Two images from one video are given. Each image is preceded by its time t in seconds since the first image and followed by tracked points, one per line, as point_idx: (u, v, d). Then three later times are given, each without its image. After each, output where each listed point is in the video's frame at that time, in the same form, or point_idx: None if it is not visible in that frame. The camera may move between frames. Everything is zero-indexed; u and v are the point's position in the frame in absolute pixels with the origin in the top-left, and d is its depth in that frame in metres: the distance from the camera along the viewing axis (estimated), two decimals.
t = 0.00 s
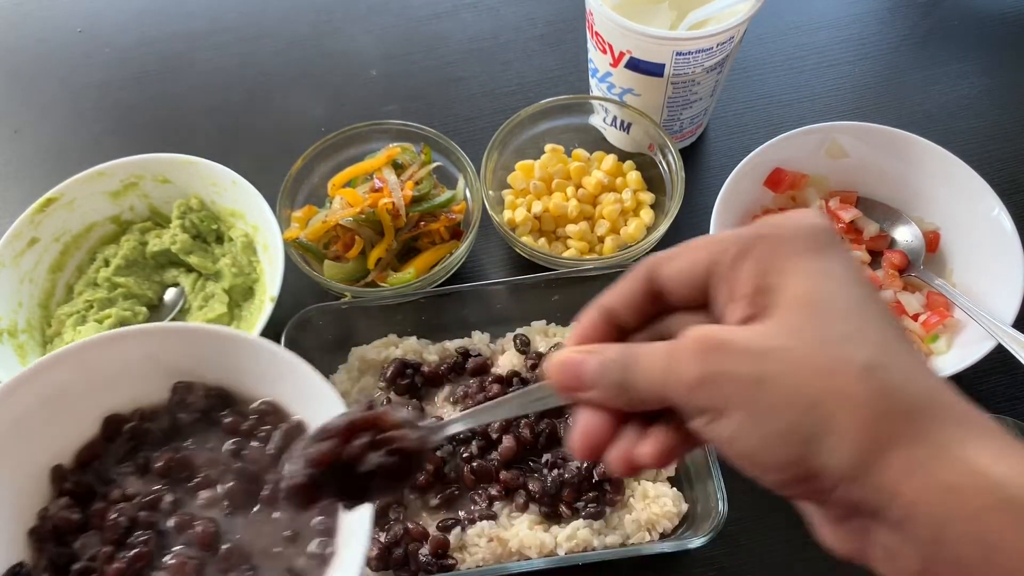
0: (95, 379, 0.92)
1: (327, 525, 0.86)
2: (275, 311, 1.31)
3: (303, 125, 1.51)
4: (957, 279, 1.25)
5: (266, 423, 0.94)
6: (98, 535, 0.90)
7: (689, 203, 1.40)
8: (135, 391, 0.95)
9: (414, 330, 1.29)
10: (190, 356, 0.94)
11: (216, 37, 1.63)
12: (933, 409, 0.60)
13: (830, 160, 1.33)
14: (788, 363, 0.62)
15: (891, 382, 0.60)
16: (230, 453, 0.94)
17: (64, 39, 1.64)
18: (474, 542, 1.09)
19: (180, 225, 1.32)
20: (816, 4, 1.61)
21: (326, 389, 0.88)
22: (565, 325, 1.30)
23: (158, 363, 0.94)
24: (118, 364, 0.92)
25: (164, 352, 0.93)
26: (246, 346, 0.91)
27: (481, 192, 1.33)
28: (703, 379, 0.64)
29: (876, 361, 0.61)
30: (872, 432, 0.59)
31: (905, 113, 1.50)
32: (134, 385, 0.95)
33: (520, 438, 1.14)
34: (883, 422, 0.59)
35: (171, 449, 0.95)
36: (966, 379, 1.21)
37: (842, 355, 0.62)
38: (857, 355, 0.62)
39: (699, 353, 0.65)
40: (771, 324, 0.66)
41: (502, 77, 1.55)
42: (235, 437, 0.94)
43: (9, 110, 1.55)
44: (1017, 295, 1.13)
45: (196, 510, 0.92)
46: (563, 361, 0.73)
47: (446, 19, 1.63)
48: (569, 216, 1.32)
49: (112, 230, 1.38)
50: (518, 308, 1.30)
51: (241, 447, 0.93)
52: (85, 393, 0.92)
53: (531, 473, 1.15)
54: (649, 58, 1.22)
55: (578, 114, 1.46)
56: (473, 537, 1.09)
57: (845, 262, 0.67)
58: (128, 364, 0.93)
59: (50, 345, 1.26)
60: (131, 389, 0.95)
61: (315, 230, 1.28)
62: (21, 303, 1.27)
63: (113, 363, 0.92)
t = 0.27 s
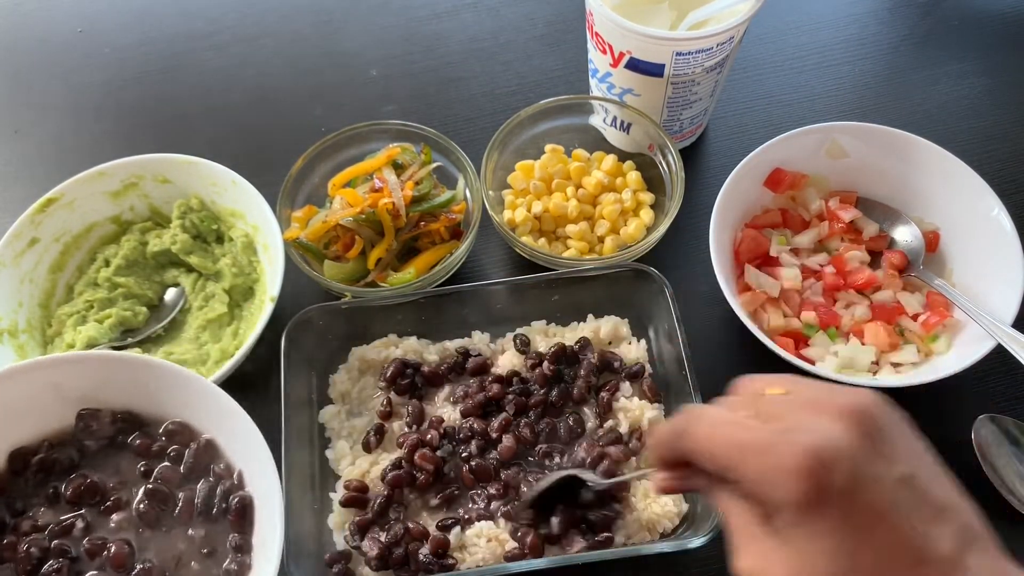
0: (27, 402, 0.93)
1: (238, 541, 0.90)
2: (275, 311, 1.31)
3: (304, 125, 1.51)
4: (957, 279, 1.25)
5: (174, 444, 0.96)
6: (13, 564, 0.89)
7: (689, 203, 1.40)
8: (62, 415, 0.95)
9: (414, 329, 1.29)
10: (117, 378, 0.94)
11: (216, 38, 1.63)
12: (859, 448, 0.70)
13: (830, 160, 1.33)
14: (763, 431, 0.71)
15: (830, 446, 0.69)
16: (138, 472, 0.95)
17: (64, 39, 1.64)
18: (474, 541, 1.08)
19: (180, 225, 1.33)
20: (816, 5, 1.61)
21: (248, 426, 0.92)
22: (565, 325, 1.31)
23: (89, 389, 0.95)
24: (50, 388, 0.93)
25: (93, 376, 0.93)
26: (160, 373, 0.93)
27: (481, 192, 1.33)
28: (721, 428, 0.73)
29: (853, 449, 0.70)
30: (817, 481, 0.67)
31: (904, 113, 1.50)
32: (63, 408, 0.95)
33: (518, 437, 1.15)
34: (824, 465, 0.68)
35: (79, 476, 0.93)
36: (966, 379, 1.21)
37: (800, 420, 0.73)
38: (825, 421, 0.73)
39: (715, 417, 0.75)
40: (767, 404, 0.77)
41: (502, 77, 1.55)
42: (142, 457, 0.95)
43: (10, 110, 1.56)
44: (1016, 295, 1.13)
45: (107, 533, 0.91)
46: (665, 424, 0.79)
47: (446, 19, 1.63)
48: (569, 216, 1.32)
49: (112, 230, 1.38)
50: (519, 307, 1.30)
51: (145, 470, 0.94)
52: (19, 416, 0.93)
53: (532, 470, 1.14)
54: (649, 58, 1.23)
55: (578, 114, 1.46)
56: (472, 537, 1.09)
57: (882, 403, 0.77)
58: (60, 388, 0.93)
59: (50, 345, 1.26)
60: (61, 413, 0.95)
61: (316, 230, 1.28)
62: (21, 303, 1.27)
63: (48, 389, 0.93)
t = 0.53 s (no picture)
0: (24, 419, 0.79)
1: (321, 542, 0.79)
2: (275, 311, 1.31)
3: (304, 125, 1.51)
4: (957, 279, 1.26)
5: (260, 437, 0.84)
6: (94, 542, 0.79)
7: (689, 203, 1.40)
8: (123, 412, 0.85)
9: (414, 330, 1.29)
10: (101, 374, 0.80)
11: (216, 38, 1.63)
12: (870, 299, 0.66)
13: (830, 160, 1.33)
14: (798, 366, 0.66)
15: (858, 321, 0.66)
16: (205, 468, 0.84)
17: (64, 39, 1.64)
18: (474, 541, 1.08)
19: (180, 225, 1.33)
20: (815, 4, 1.61)
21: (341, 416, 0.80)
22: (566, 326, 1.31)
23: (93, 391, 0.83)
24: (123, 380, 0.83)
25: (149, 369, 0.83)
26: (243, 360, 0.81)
27: (481, 192, 1.33)
28: (713, 265, 0.73)
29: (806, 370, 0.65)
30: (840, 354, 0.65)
31: (904, 113, 1.50)
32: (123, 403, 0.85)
33: (519, 437, 1.15)
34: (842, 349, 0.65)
35: (165, 459, 0.84)
36: (965, 379, 1.22)
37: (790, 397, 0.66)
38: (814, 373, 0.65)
39: (696, 258, 0.75)
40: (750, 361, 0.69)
41: (502, 78, 1.55)
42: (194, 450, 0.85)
43: (10, 110, 1.56)
44: (1016, 295, 1.13)
45: (190, 519, 0.81)
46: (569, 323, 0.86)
47: (446, 19, 1.63)
48: (569, 216, 1.33)
49: (112, 231, 1.38)
50: (519, 308, 1.30)
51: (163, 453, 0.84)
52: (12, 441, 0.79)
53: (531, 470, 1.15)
54: (649, 58, 1.23)
55: (578, 114, 1.46)
56: (472, 537, 1.09)
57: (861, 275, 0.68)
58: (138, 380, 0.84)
59: (50, 345, 1.26)
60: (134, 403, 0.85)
61: (316, 230, 1.28)
62: (21, 303, 1.27)
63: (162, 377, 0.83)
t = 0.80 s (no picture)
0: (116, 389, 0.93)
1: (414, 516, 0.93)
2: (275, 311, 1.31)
3: (304, 125, 1.51)
4: (957, 279, 1.25)
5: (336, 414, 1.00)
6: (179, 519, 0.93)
7: (689, 203, 1.40)
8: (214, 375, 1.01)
9: (415, 329, 1.28)
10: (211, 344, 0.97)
11: (216, 38, 1.63)
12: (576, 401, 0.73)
13: (830, 160, 1.33)
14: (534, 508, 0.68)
15: (564, 379, 0.74)
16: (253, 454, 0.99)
17: (64, 39, 1.64)
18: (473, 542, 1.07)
19: (180, 225, 1.32)
20: (815, 4, 1.61)
21: (423, 381, 0.94)
22: (565, 325, 1.30)
23: (190, 358, 0.97)
24: (224, 348, 0.98)
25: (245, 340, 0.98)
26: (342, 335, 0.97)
27: (481, 192, 1.33)
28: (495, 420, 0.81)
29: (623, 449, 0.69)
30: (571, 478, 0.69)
31: (905, 113, 1.50)
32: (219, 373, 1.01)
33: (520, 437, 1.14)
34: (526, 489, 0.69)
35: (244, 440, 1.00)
36: (965, 379, 1.21)
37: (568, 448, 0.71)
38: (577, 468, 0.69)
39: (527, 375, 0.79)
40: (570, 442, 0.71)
41: (502, 77, 1.55)
42: (259, 426, 1.01)
43: (9, 110, 1.55)
44: (1016, 295, 1.12)
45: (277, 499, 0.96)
46: (375, 507, 0.79)
47: (446, 19, 1.63)
48: (569, 216, 1.32)
49: (112, 231, 1.38)
50: (518, 308, 1.30)
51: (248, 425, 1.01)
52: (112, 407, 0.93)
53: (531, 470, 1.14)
54: (649, 58, 1.23)
55: (578, 114, 1.46)
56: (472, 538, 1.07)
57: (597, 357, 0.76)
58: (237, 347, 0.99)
59: (50, 345, 1.26)
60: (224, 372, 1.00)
61: (315, 230, 1.28)
62: (21, 303, 1.27)
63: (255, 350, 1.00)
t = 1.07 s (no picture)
0: None
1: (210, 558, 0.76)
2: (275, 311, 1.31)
3: (304, 125, 1.51)
4: (957, 279, 1.25)
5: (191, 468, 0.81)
6: None
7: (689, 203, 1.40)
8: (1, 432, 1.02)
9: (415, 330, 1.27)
10: None
11: (216, 38, 1.63)
12: (692, 247, 0.77)
13: (830, 160, 1.33)
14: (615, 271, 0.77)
15: (670, 173, 0.80)
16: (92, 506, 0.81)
17: (64, 39, 1.64)
18: (474, 542, 1.08)
19: (180, 225, 1.32)
20: (815, 4, 1.61)
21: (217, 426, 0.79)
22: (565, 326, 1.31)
23: (49, 418, 0.83)
24: None
25: None
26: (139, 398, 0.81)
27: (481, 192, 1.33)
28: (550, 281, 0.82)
29: (721, 296, 0.74)
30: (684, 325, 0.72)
31: (905, 113, 1.50)
32: None
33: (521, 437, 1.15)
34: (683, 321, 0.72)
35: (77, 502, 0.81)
36: (965, 379, 1.21)
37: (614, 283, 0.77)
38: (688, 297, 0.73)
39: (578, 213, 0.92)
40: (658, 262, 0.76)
41: (502, 78, 1.55)
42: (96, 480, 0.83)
43: (9, 111, 1.55)
44: (1017, 295, 1.12)
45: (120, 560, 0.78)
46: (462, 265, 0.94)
47: (446, 19, 1.63)
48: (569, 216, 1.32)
49: (112, 230, 1.38)
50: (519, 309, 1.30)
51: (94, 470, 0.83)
52: None
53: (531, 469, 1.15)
54: (649, 58, 1.23)
55: (578, 114, 1.46)
56: (473, 538, 1.08)
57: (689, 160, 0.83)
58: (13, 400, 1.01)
59: (50, 345, 1.26)
60: None
61: (315, 229, 1.28)
62: (21, 303, 1.27)
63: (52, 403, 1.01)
